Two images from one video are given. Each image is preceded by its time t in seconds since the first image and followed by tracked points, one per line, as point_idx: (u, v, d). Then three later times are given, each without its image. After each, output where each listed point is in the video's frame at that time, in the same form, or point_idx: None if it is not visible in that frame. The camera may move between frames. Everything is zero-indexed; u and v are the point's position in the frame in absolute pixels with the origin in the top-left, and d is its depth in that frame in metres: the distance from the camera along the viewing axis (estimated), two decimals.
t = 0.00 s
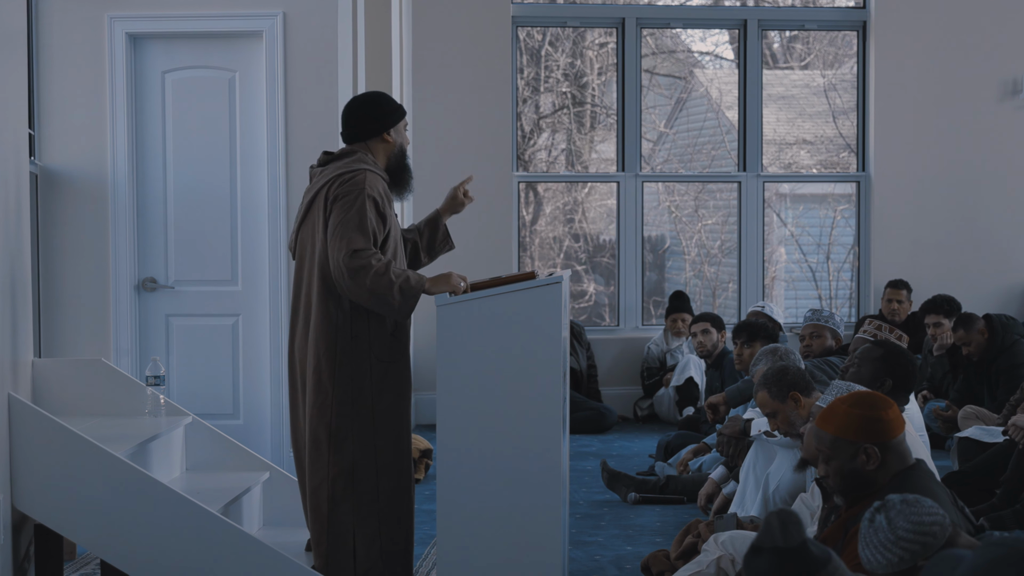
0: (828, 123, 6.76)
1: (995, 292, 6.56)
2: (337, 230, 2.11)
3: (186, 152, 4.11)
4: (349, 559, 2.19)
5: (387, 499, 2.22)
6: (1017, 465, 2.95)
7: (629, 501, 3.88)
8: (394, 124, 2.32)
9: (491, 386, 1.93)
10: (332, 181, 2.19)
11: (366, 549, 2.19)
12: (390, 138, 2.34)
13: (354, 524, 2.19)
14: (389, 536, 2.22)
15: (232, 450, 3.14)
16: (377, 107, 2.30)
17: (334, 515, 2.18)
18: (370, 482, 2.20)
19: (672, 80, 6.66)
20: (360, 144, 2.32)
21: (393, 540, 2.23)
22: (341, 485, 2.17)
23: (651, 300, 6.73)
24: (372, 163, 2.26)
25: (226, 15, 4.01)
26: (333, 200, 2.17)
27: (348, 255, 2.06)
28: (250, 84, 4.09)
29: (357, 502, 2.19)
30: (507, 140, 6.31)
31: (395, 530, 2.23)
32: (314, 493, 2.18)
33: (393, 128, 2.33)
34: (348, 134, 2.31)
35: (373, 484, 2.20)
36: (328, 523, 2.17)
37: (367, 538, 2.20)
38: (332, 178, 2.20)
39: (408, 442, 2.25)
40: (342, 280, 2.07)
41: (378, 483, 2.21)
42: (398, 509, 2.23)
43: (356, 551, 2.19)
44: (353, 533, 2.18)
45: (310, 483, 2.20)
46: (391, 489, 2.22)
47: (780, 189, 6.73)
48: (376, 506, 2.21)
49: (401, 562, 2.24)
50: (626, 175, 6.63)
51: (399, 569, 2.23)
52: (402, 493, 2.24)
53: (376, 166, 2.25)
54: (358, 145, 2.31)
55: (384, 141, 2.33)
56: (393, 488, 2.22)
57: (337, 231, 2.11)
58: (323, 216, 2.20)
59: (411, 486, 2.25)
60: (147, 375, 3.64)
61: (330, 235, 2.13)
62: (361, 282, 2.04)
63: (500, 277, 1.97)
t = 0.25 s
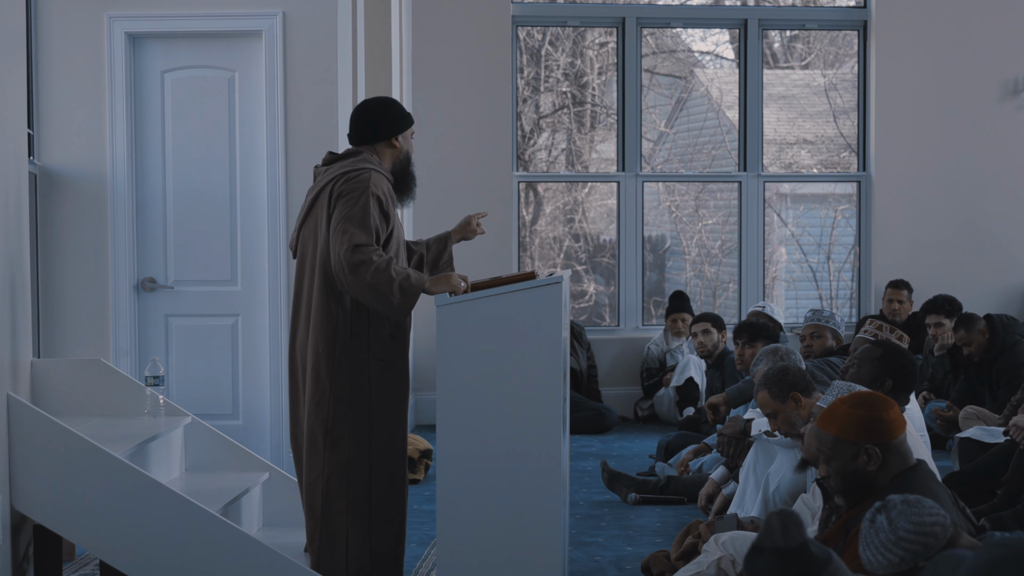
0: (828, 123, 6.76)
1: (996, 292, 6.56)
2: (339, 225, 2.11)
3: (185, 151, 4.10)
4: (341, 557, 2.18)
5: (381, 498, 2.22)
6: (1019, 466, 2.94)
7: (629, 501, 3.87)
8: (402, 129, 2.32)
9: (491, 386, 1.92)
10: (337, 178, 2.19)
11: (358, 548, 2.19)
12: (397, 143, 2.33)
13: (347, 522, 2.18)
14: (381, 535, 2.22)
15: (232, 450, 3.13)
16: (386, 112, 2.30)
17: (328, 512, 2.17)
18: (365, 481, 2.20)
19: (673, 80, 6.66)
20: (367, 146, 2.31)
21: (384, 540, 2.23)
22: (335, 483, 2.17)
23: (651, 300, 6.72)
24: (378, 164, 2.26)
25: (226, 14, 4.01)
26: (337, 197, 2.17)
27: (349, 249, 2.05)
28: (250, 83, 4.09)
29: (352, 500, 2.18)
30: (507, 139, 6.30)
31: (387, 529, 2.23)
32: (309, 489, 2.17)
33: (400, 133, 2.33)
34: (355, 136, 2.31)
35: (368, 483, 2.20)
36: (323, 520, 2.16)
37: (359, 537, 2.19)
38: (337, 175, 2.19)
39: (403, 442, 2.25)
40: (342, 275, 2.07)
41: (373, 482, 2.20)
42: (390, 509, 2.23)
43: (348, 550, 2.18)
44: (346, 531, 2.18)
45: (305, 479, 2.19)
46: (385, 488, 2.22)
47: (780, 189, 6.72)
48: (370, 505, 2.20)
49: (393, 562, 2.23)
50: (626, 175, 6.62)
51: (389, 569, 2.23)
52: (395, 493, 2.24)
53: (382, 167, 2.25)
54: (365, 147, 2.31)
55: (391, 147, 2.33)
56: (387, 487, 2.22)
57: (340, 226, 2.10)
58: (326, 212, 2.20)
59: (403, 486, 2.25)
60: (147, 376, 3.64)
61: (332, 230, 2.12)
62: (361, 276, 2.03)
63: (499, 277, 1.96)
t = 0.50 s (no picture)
0: (829, 123, 6.75)
1: (996, 292, 6.55)
2: (342, 221, 2.10)
3: (184, 151, 4.10)
4: (338, 554, 2.18)
5: (378, 497, 2.21)
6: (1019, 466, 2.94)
7: (629, 502, 3.87)
8: (405, 131, 2.32)
9: (491, 387, 1.92)
10: (340, 175, 2.19)
11: (355, 547, 2.18)
12: (400, 145, 2.33)
13: (345, 521, 2.18)
14: (378, 534, 2.21)
15: (231, 451, 3.12)
16: (391, 112, 2.30)
17: (326, 509, 2.17)
18: (363, 479, 2.19)
19: (673, 79, 6.65)
20: (371, 146, 2.31)
21: (381, 538, 2.22)
22: (333, 480, 2.17)
23: (651, 300, 6.71)
24: (381, 163, 2.25)
25: (226, 14, 4.00)
26: (340, 193, 2.16)
27: (350, 245, 2.05)
28: (250, 83, 4.08)
29: (350, 498, 2.18)
30: (507, 139, 6.30)
31: (384, 528, 2.22)
32: (308, 487, 2.18)
33: (404, 135, 2.33)
34: (358, 134, 2.30)
35: (366, 481, 2.19)
36: (320, 518, 2.17)
37: (357, 535, 2.19)
38: (340, 173, 2.19)
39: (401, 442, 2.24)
40: (342, 270, 2.06)
41: (371, 481, 2.20)
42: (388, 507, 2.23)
43: (345, 548, 2.18)
44: (343, 529, 2.17)
45: (303, 476, 2.19)
46: (383, 487, 2.21)
47: (781, 189, 6.72)
48: (368, 504, 2.20)
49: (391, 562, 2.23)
50: (626, 175, 6.62)
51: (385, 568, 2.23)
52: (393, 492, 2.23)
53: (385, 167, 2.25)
54: (368, 147, 2.30)
55: (394, 147, 2.32)
56: (386, 486, 2.22)
57: (342, 222, 2.10)
58: (328, 208, 2.19)
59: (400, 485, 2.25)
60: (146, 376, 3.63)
61: (335, 226, 2.11)
62: (361, 272, 2.02)
63: (499, 277, 1.96)
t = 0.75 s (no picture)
0: (830, 122, 6.74)
1: (997, 292, 6.54)
2: (343, 219, 2.10)
3: (182, 151, 4.09)
4: (337, 554, 2.17)
5: (377, 496, 2.20)
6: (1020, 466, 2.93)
7: (629, 503, 3.86)
8: (407, 132, 2.31)
9: (490, 387, 1.91)
10: (342, 174, 2.18)
11: (354, 546, 2.18)
12: (403, 146, 2.33)
13: (344, 520, 2.17)
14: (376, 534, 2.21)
15: (230, 452, 3.12)
16: (395, 115, 2.29)
17: (325, 508, 2.16)
18: (362, 479, 2.18)
19: (673, 79, 6.65)
20: (375, 146, 2.30)
21: (380, 538, 2.21)
22: (333, 478, 2.16)
23: (652, 300, 6.71)
24: (383, 164, 2.25)
25: (225, 13, 3.99)
26: (342, 192, 2.16)
27: (351, 243, 2.04)
28: (249, 82, 4.07)
29: (349, 497, 2.17)
30: (507, 139, 6.29)
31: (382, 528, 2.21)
32: (307, 485, 2.17)
33: (408, 138, 2.32)
34: (362, 135, 2.30)
35: (365, 481, 2.19)
36: (319, 516, 2.16)
37: (356, 534, 2.18)
38: (342, 171, 2.19)
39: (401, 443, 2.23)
40: (342, 267, 2.06)
41: (370, 481, 2.19)
42: (387, 507, 2.22)
43: (344, 548, 2.17)
44: (342, 528, 2.17)
45: (303, 474, 2.19)
46: (383, 487, 2.21)
47: (781, 189, 6.71)
48: (367, 504, 2.19)
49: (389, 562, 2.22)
50: (626, 175, 6.61)
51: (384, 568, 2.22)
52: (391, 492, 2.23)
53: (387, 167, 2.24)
54: (371, 148, 2.30)
55: (397, 149, 2.32)
56: (385, 486, 2.21)
57: (343, 220, 2.09)
58: (329, 207, 2.18)
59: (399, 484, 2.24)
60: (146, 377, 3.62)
61: (336, 224, 2.11)
62: (361, 270, 2.02)
63: (499, 277, 1.95)
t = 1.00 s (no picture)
0: (830, 122, 6.73)
1: (998, 292, 6.53)
2: (344, 218, 2.09)
3: (182, 151, 4.09)
4: (334, 553, 2.16)
5: (375, 497, 2.20)
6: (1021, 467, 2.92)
7: (630, 503, 3.85)
8: (412, 136, 2.31)
9: (489, 387, 1.91)
10: (345, 174, 2.17)
11: (351, 546, 2.17)
12: (406, 148, 2.32)
13: (342, 519, 2.17)
14: (373, 535, 2.20)
15: (230, 452, 3.11)
16: (401, 119, 2.28)
17: (323, 508, 2.16)
18: (360, 479, 2.18)
19: (674, 79, 6.64)
20: (379, 148, 2.30)
21: (377, 538, 2.21)
22: (331, 479, 2.16)
23: (652, 300, 6.70)
24: (386, 166, 2.24)
25: (225, 13, 3.99)
26: (344, 192, 2.15)
27: (351, 243, 2.04)
28: (249, 82, 4.07)
29: (347, 497, 2.17)
30: (507, 139, 6.29)
31: (379, 528, 2.21)
32: (305, 484, 2.16)
33: (413, 143, 2.31)
34: (367, 137, 2.29)
35: (363, 481, 2.18)
36: (317, 516, 2.15)
37: (354, 535, 2.18)
38: (345, 171, 2.18)
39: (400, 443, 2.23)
40: (342, 266, 2.05)
41: (368, 481, 2.19)
42: (385, 507, 2.22)
43: (341, 548, 2.17)
44: (339, 528, 2.16)
45: (301, 473, 2.18)
46: (380, 487, 2.20)
47: (782, 189, 6.71)
48: (364, 503, 2.19)
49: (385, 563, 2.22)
50: (627, 175, 6.60)
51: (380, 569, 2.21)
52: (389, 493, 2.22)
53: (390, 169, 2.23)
54: (374, 149, 2.29)
55: (400, 153, 2.31)
56: (383, 486, 2.21)
57: (344, 219, 2.09)
58: (331, 206, 2.18)
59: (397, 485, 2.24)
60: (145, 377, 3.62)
61: (336, 223, 2.11)
62: (361, 269, 2.01)
63: (499, 277, 1.94)
